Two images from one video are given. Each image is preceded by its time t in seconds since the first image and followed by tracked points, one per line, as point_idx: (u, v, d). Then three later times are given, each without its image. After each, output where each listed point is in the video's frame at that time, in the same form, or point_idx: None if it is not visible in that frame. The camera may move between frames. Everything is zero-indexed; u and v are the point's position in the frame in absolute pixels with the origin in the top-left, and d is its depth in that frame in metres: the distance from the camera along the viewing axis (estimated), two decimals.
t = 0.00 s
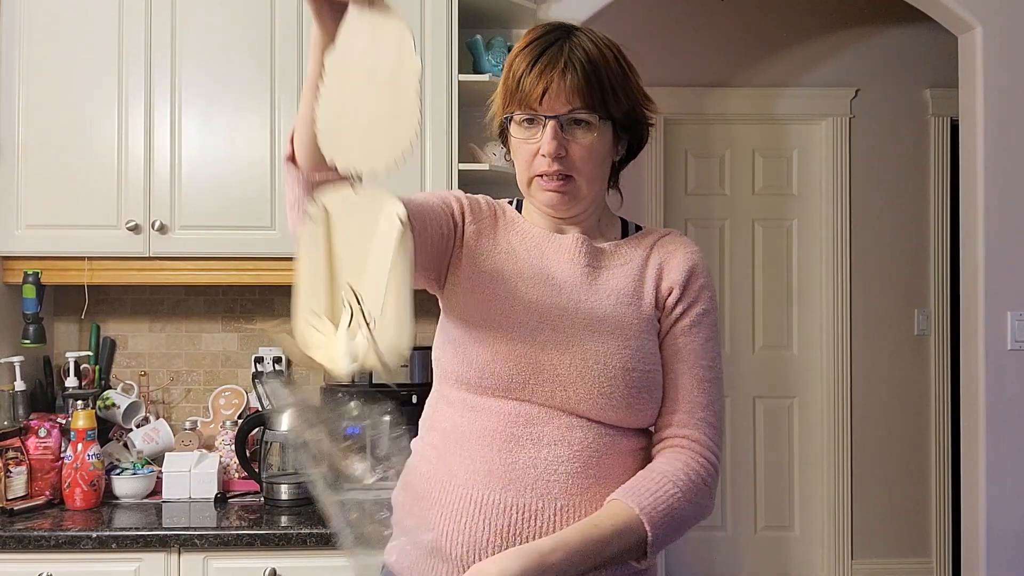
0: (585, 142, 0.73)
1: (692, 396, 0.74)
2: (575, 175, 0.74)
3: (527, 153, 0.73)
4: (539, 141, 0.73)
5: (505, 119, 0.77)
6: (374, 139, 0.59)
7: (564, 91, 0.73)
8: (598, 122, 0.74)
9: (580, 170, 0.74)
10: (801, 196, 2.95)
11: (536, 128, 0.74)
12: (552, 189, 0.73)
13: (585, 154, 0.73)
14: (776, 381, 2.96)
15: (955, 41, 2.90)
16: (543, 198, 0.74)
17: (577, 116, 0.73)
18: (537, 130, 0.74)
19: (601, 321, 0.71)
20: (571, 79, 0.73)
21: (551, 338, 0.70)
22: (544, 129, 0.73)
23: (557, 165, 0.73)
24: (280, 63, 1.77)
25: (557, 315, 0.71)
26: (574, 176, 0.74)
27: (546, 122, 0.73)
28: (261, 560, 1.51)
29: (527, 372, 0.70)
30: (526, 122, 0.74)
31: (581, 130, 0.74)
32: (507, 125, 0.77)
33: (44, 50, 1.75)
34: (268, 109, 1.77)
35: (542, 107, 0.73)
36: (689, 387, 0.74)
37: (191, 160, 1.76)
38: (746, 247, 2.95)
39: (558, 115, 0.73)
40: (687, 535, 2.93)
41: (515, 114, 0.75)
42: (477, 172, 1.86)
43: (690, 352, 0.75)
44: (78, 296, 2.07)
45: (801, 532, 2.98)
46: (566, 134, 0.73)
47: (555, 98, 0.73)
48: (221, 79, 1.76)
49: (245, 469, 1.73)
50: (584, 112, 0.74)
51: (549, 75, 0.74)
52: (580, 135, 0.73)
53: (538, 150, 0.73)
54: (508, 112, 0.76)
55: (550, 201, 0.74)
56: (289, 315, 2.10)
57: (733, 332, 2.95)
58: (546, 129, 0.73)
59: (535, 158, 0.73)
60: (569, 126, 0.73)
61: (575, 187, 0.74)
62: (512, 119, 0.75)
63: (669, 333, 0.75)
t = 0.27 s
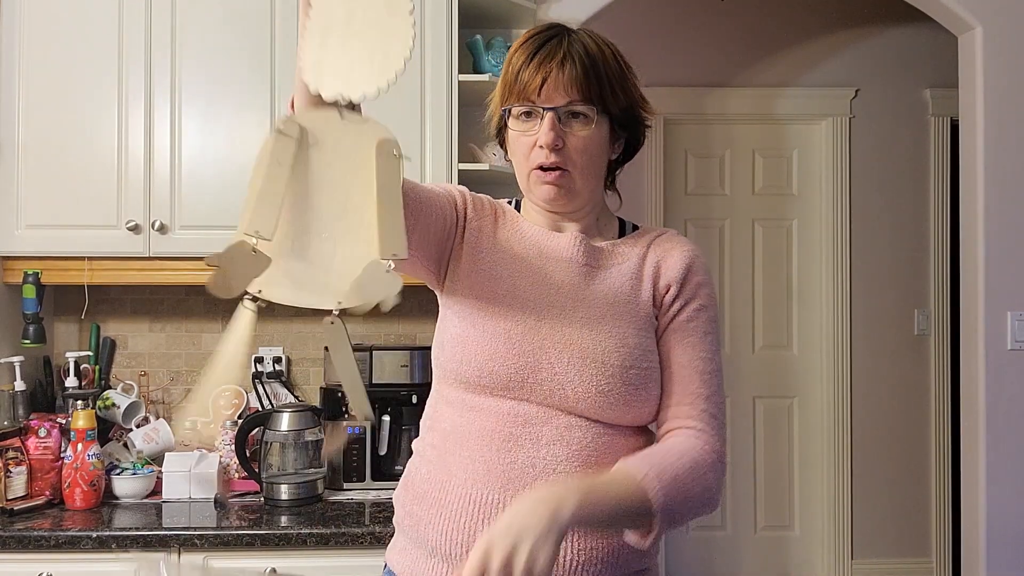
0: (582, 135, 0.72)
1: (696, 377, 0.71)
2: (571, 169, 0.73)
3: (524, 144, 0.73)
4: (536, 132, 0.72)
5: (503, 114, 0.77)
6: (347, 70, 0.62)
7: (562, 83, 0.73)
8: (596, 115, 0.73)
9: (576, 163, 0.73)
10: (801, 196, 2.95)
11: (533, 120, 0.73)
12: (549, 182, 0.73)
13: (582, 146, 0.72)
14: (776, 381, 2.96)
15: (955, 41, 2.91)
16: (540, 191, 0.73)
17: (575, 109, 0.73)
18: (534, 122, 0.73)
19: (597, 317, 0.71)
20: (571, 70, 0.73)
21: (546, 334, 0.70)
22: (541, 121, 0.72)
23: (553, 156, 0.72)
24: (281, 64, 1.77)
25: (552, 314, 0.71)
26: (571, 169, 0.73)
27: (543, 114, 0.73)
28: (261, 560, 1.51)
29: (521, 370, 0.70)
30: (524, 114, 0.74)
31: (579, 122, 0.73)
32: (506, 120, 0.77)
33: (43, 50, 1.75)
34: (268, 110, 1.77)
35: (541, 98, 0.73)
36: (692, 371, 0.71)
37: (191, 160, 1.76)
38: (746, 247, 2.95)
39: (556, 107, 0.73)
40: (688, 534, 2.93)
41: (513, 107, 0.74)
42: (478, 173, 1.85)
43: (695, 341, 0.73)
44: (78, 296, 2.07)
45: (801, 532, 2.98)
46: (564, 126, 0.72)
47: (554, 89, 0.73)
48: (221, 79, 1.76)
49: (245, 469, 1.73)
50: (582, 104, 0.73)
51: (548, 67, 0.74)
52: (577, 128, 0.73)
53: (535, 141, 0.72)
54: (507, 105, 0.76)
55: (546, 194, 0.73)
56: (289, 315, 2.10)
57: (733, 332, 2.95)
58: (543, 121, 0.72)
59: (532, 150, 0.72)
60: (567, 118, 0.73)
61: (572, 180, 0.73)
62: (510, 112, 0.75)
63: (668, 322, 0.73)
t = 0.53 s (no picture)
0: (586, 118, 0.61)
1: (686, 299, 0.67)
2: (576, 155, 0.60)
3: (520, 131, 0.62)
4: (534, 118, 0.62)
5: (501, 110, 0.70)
6: (404, 91, 0.42)
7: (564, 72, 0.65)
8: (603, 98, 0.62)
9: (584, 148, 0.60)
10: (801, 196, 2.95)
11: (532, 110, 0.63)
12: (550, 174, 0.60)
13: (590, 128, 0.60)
14: (776, 381, 2.96)
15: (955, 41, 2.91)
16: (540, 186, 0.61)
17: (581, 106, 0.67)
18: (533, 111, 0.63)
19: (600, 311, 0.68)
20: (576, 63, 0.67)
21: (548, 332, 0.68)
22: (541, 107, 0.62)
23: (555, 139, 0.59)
24: (280, 63, 1.77)
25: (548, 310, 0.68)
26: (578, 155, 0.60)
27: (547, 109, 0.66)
28: (261, 560, 1.51)
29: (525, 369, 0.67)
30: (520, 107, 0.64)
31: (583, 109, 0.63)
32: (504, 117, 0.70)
33: (43, 49, 1.75)
34: (268, 109, 1.77)
35: (541, 89, 0.65)
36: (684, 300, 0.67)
37: (191, 160, 1.76)
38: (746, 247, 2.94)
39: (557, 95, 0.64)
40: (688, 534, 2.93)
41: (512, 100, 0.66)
42: (478, 173, 1.85)
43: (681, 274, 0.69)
44: (78, 296, 2.07)
45: (801, 532, 2.98)
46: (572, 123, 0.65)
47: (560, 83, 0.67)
48: (221, 79, 1.76)
49: (245, 469, 1.73)
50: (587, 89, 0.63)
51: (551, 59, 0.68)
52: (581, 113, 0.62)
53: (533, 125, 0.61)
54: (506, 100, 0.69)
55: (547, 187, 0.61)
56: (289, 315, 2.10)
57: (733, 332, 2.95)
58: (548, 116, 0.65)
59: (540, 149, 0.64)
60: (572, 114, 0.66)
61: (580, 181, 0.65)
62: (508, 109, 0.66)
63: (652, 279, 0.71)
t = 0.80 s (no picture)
0: (581, 125, 0.68)
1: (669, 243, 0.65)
2: (569, 157, 0.67)
3: (523, 134, 0.67)
4: (537, 122, 0.67)
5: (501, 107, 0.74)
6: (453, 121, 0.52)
7: (564, 76, 0.71)
8: (593, 109, 0.70)
9: (576, 155, 0.67)
10: (801, 196, 2.95)
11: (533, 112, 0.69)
12: (546, 173, 0.67)
13: (582, 139, 0.68)
14: (776, 381, 2.95)
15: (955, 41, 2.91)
16: (536, 182, 0.68)
17: (575, 101, 0.69)
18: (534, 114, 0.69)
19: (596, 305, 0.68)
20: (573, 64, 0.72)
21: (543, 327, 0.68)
22: (544, 111, 0.68)
23: (553, 144, 0.66)
24: (280, 64, 1.77)
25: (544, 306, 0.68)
26: (569, 159, 0.67)
27: (544, 104, 0.69)
28: (261, 560, 1.51)
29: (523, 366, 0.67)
30: (523, 107, 0.70)
31: (577, 115, 0.69)
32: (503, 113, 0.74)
33: (44, 48, 1.75)
34: (268, 109, 1.77)
35: (542, 87, 0.72)
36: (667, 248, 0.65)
37: (191, 160, 1.76)
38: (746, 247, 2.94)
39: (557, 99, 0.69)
40: (688, 534, 2.93)
41: (512, 97, 0.71)
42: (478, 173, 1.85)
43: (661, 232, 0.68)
44: (78, 296, 2.07)
45: (801, 532, 2.98)
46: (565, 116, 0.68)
47: (557, 82, 0.71)
48: (221, 79, 1.76)
49: (245, 469, 1.73)
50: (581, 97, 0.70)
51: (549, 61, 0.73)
52: (577, 120, 0.69)
53: (535, 130, 0.67)
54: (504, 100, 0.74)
55: (541, 184, 0.68)
56: (289, 315, 2.10)
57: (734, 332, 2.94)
58: (544, 110, 0.68)
59: (533, 138, 0.67)
60: (567, 110, 0.69)
61: (571, 169, 0.68)
62: (509, 104, 0.71)
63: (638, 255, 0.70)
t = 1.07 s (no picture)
0: (576, 126, 0.68)
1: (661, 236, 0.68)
2: (564, 158, 0.68)
3: (518, 136, 0.67)
4: (531, 124, 0.67)
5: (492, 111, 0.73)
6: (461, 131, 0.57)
7: (558, 77, 0.71)
8: (588, 109, 0.70)
9: (571, 155, 0.68)
10: (800, 196, 2.95)
11: (528, 113, 0.69)
12: (541, 173, 0.68)
13: (577, 139, 0.68)
14: (776, 381, 2.95)
15: (954, 41, 2.91)
16: (532, 184, 0.69)
17: (568, 103, 0.70)
18: (529, 115, 0.69)
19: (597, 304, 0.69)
20: (567, 65, 0.72)
21: (543, 328, 0.68)
22: (538, 113, 0.68)
23: (548, 146, 0.66)
24: (280, 64, 1.77)
25: (543, 304, 0.68)
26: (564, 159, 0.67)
27: (537, 106, 0.69)
28: (261, 560, 1.51)
29: (523, 366, 0.67)
30: (517, 109, 0.69)
31: (571, 116, 0.69)
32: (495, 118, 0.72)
33: (44, 48, 1.75)
34: (268, 109, 1.77)
35: (537, 89, 0.71)
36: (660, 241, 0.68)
37: (191, 160, 1.76)
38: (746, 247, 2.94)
39: (550, 100, 0.69)
40: (688, 534, 2.93)
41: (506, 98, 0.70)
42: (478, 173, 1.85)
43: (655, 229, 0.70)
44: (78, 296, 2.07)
45: (801, 532, 2.97)
46: (559, 117, 0.68)
47: (550, 83, 0.71)
48: (221, 79, 1.76)
49: (245, 469, 1.73)
50: (574, 97, 0.70)
51: (542, 63, 0.73)
52: (572, 121, 0.69)
53: (530, 132, 0.67)
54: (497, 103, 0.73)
55: (537, 184, 0.69)
56: (289, 315, 2.10)
57: (734, 332, 2.94)
58: (538, 112, 0.68)
59: (528, 140, 0.67)
60: (560, 111, 0.70)
61: (565, 169, 0.68)
62: (503, 105, 0.70)
63: (634, 254, 0.72)
